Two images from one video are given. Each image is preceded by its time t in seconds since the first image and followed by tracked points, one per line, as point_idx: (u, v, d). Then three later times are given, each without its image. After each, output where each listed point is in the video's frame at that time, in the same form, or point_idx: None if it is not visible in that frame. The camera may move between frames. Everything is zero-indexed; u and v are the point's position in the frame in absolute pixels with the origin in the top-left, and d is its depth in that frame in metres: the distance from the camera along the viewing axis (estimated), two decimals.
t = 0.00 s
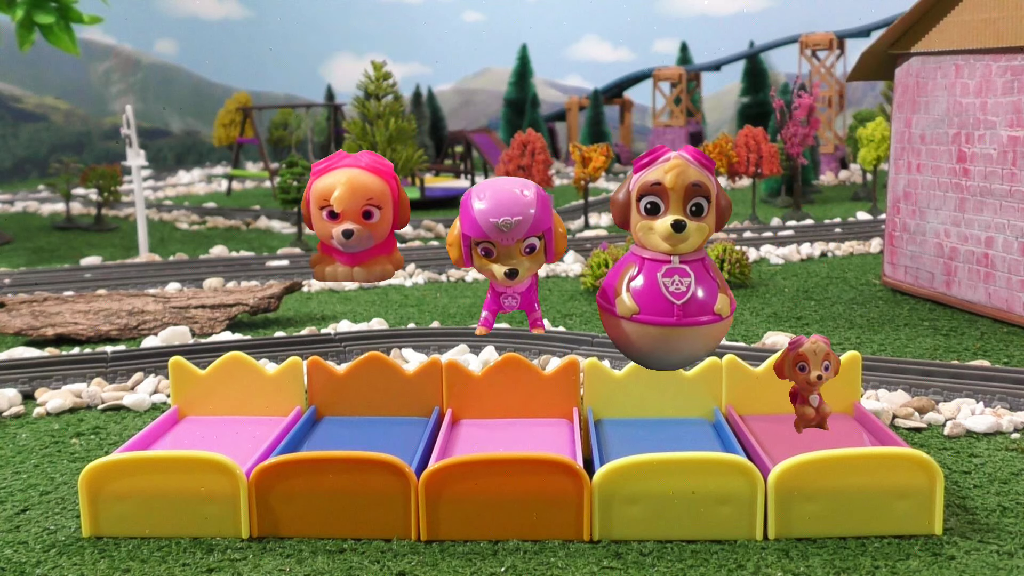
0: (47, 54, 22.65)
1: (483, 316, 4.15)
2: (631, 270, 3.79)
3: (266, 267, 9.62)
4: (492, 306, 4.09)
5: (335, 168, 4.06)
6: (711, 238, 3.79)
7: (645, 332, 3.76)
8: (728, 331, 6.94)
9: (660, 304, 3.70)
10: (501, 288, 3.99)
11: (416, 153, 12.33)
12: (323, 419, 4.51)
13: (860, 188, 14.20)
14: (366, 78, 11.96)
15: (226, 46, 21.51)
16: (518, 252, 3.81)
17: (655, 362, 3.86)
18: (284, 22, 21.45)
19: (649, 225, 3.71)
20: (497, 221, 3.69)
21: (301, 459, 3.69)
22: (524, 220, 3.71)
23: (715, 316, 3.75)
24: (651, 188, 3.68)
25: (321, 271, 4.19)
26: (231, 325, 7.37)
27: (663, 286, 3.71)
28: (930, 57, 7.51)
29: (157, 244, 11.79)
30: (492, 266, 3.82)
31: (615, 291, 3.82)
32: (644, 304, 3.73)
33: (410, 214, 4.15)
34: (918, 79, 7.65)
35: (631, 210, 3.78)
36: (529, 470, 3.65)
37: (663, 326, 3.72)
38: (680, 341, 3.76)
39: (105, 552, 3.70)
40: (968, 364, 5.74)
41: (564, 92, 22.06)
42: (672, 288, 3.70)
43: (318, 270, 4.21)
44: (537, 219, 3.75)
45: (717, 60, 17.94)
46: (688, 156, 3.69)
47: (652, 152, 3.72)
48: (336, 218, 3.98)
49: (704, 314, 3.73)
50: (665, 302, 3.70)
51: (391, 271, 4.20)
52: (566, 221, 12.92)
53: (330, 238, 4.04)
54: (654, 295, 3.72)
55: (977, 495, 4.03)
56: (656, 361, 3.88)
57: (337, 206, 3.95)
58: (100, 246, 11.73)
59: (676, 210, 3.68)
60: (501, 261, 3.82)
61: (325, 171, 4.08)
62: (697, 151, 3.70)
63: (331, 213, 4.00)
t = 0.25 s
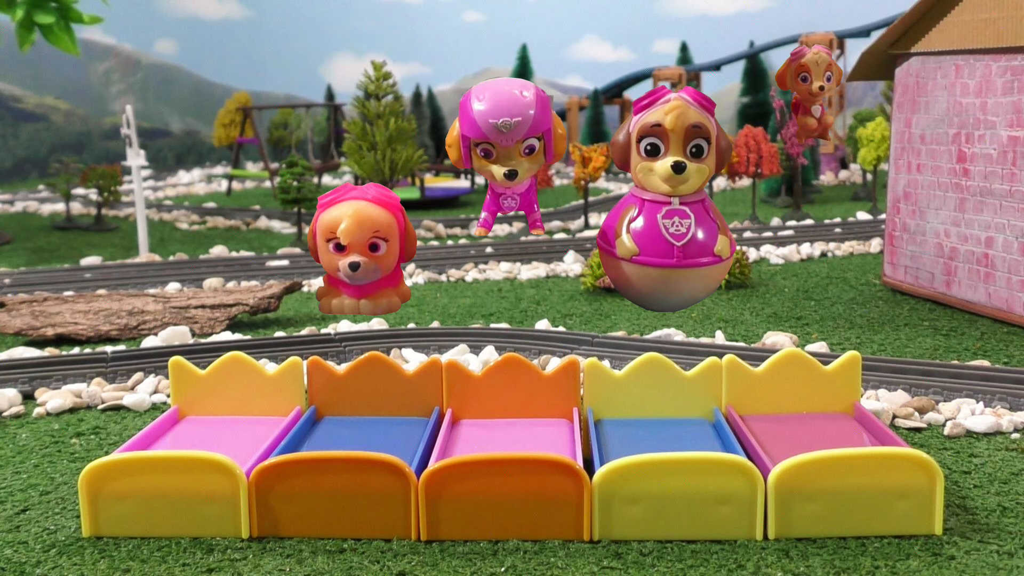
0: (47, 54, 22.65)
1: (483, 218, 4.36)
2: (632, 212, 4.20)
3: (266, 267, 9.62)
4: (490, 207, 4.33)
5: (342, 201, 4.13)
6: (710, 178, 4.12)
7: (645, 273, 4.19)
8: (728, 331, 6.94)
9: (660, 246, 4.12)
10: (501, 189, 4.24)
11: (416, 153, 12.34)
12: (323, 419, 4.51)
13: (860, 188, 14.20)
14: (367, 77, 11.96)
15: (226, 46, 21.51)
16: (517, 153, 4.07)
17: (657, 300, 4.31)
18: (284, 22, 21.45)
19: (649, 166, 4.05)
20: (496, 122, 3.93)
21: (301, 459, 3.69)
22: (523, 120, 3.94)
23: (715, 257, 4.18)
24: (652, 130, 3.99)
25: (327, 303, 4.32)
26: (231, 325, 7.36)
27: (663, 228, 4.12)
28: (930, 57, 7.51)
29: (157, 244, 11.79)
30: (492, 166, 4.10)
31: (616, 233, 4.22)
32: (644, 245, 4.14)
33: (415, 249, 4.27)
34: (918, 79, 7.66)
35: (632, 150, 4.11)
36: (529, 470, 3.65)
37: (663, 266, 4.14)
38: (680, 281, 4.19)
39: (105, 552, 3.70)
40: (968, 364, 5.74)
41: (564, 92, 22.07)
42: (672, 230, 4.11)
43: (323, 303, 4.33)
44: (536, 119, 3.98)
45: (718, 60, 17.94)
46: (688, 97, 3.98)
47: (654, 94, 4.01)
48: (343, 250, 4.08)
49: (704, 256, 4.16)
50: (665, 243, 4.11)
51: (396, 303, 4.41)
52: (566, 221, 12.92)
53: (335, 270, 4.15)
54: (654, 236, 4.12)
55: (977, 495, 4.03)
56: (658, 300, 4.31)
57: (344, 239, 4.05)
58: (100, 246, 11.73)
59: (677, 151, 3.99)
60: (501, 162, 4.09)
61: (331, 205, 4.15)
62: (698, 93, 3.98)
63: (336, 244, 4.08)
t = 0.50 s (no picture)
0: (47, 53, 22.67)
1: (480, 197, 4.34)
2: (631, 188, 4.62)
3: (266, 267, 9.62)
4: (487, 186, 4.31)
5: None
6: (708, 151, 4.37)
7: (644, 248, 4.60)
8: (728, 331, 6.94)
9: (658, 222, 4.53)
10: (497, 167, 4.24)
11: (416, 153, 12.34)
12: (323, 419, 4.51)
13: (860, 188, 14.20)
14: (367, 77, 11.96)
15: (226, 46, 21.51)
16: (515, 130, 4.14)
17: (655, 275, 4.71)
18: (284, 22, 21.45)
19: (648, 142, 4.31)
20: (493, 101, 3.98)
21: (301, 459, 3.69)
22: (520, 99, 4.00)
23: (713, 233, 4.58)
24: (651, 105, 4.19)
25: (326, 90, 4.29)
26: (231, 325, 7.36)
27: (661, 204, 4.51)
28: (930, 57, 7.51)
29: (157, 244, 11.79)
30: (488, 145, 4.17)
31: (615, 208, 4.64)
32: (642, 221, 4.55)
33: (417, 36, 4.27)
34: (918, 79, 7.66)
35: (631, 125, 4.34)
36: (529, 470, 3.65)
37: (660, 242, 4.56)
38: (678, 255, 4.60)
39: (105, 552, 3.70)
40: (968, 364, 5.74)
41: (564, 92, 22.08)
42: (670, 207, 4.50)
43: (323, 90, 4.29)
44: (533, 98, 4.04)
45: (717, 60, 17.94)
46: (686, 73, 4.15)
47: (652, 70, 4.18)
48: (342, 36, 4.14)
49: (702, 231, 4.56)
50: (663, 219, 4.51)
51: (397, 91, 4.32)
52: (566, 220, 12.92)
53: (335, 57, 4.20)
54: (652, 212, 4.52)
55: (977, 495, 4.03)
56: (655, 274, 4.71)
57: (343, 24, 4.10)
58: (100, 246, 11.73)
59: (675, 126, 4.21)
60: (497, 140, 4.15)
61: None
62: (695, 68, 4.14)
63: (335, 32, 4.17)
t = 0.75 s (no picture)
0: (47, 53, 22.68)
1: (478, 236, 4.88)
2: (628, 193, 5.01)
3: (266, 267, 9.62)
4: (485, 226, 4.83)
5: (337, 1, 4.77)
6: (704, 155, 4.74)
7: (642, 250, 4.95)
8: (728, 331, 6.94)
9: (656, 225, 4.88)
10: (495, 209, 4.75)
11: (416, 153, 12.34)
12: (323, 419, 4.51)
13: (860, 188, 14.20)
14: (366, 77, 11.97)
15: (226, 46, 21.51)
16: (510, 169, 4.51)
17: (653, 277, 5.06)
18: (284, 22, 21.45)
19: (645, 144, 4.68)
20: (489, 141, 4.32)
21: (301, 459, 3.68)
22: (516, 139, 4.35)
23: (709, 236, 4.94)
24: (648, 109, 4.56)
25: (322, 102, 4.87)
26: (231, 325, 7.36)
27: (658, 208, 4.88)
28: (930, 57, 7.51)
29: (157, 244, 11.79)
30: (485, 185, 4.57)
31: (613, 212, 5.00)
32: (639, 224, 4.92)
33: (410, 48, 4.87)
34: (918, 79, 7.66)
35: (630, 129, 4.72)
36: (529, 470, 3.65)
37: (659, 245, 4.90)
38: (675, 257, 4.95)
39: (105, 552, 3.70)
40: (968, 364, 5.74)
41: (564, 92, 22.08)
42: (667, 211, 4.87)
43: (318, 102, 4.88)
44: (529, 138, 4.39)
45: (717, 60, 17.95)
46: (682, 79, 4.53)
47: (649, 75, 4.57)
48: (338, 49, 4.67)
49: (699, 234, 4.92)
50: (660, 222, 4.88)
51: (391, 102, 4.94)
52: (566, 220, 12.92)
53: (332, 68, 4.73)
54: (649, 215, 4.88)
55: (977, 495, 4.04)
56: (654, 277, 5.06)
57: (338, 37, 4.64)
58: (100, 246, 11.73)
59: (671, 130, 4.60)
60: (494, 180, 4.54)
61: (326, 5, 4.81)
62: (692, 74, 4.53)
63: (332, 44, 4.69)
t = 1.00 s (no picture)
0: (47, 53, 22.67)
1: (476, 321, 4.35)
2: (625, 217, 4.37)
3: (266, 267, 9.62)
4: (484, 312, 4.31)
5: (336, 168, 4.19)
6: (703, 182, 4.28)
7: (639, 278, 4.35)
8: (729, 331, 6.94)
9: (653, 251, 4.27)
10: (494, 293, 4.22)
11: (416, 153, 12.33)
12: (323, 419, 4.51)
13: (860, 188, 14.20)
14: (366, 78, 11.97)
15: (226, 46, 21.51)
16: (510, 257, 4.02)
17: (650, 306, 4.45)
18: (284, 22, 21.45)
19: (643, 171, 4.22)
20: (489, 226, 3.85)
21: (301, 459, 3.68)
22: (516, 225, 3.87)
23: (708, 262, 4.34)
24: (645, 134, 4.14)
25: (322, 271, 4.35)
26: (231, 325, 7.36)
27: (656, 233, 4.28)
28: (930, 57, 7.51)
29: (157, 244, 11.79)
30: (485, 271, 4.04)
31: (610, 237, 4.40)
32: (637, 251, 4.31)
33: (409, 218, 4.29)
34: (918, 79, 7.66)
35: (625, 154, 4.26)
36: (529, 470, 3.65)
37: (656, 271, 4.30)
38: (673, 285, 4.34)
39: (105, 552, 3.70)
40: (968, 364, 5.74)
41: (564, 92, 22.08)
42: (665, 236, 4.27)
43: (319, 270, 4.36)
44: (529, 224, 3.91)
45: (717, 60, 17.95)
46: (681, 103, 4.13)
47: (647, 100, 4.16)
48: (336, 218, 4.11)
49: (697, 260, 4.32)
50: (658, 248, 4.27)
51: (391, 271, 4.34)
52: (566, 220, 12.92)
53: (330, 237, 4.17)
54: (647, 242, 4.28)
55: (977, 495, 4.03)
56: (650, 307, 4.46)
57: (338, 207, 4.08)
58: (100, 246, 11.73)
59: (669, 156, 4.16)
60: (493, 266, 4.03)
61: (326, 172, 4.20)
62: (690, 99, 4.14)
63: (331, 212, 4.13)
